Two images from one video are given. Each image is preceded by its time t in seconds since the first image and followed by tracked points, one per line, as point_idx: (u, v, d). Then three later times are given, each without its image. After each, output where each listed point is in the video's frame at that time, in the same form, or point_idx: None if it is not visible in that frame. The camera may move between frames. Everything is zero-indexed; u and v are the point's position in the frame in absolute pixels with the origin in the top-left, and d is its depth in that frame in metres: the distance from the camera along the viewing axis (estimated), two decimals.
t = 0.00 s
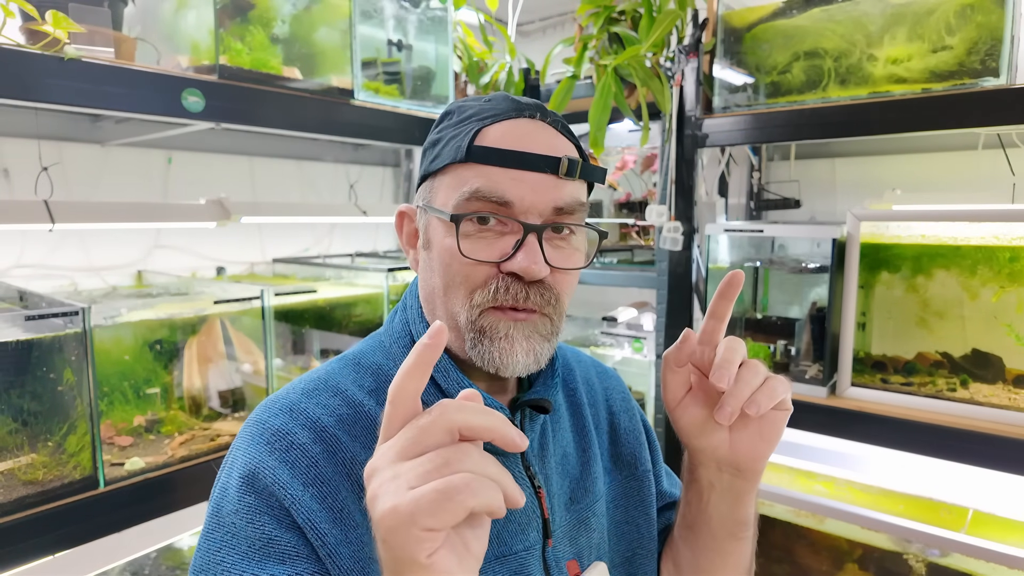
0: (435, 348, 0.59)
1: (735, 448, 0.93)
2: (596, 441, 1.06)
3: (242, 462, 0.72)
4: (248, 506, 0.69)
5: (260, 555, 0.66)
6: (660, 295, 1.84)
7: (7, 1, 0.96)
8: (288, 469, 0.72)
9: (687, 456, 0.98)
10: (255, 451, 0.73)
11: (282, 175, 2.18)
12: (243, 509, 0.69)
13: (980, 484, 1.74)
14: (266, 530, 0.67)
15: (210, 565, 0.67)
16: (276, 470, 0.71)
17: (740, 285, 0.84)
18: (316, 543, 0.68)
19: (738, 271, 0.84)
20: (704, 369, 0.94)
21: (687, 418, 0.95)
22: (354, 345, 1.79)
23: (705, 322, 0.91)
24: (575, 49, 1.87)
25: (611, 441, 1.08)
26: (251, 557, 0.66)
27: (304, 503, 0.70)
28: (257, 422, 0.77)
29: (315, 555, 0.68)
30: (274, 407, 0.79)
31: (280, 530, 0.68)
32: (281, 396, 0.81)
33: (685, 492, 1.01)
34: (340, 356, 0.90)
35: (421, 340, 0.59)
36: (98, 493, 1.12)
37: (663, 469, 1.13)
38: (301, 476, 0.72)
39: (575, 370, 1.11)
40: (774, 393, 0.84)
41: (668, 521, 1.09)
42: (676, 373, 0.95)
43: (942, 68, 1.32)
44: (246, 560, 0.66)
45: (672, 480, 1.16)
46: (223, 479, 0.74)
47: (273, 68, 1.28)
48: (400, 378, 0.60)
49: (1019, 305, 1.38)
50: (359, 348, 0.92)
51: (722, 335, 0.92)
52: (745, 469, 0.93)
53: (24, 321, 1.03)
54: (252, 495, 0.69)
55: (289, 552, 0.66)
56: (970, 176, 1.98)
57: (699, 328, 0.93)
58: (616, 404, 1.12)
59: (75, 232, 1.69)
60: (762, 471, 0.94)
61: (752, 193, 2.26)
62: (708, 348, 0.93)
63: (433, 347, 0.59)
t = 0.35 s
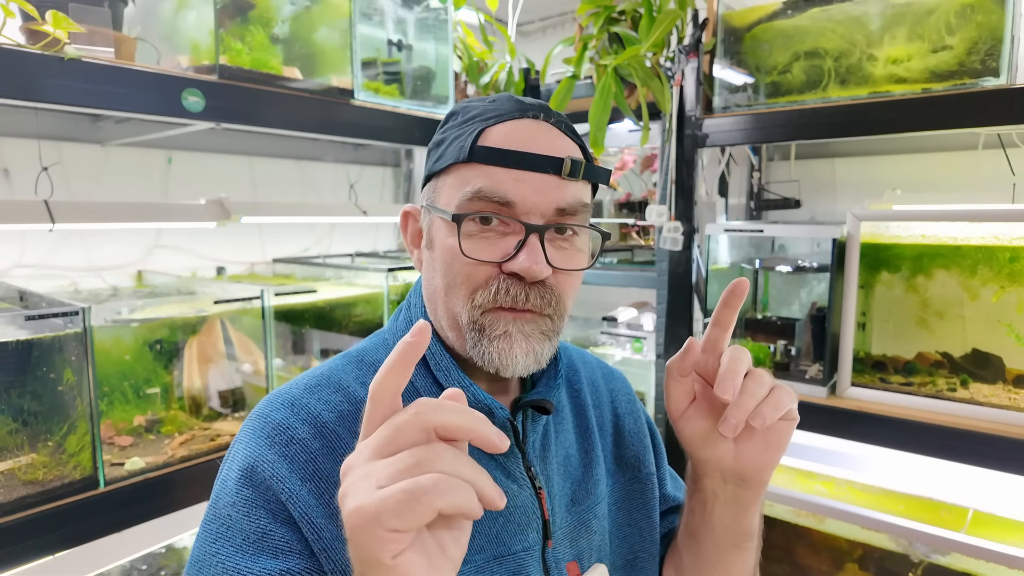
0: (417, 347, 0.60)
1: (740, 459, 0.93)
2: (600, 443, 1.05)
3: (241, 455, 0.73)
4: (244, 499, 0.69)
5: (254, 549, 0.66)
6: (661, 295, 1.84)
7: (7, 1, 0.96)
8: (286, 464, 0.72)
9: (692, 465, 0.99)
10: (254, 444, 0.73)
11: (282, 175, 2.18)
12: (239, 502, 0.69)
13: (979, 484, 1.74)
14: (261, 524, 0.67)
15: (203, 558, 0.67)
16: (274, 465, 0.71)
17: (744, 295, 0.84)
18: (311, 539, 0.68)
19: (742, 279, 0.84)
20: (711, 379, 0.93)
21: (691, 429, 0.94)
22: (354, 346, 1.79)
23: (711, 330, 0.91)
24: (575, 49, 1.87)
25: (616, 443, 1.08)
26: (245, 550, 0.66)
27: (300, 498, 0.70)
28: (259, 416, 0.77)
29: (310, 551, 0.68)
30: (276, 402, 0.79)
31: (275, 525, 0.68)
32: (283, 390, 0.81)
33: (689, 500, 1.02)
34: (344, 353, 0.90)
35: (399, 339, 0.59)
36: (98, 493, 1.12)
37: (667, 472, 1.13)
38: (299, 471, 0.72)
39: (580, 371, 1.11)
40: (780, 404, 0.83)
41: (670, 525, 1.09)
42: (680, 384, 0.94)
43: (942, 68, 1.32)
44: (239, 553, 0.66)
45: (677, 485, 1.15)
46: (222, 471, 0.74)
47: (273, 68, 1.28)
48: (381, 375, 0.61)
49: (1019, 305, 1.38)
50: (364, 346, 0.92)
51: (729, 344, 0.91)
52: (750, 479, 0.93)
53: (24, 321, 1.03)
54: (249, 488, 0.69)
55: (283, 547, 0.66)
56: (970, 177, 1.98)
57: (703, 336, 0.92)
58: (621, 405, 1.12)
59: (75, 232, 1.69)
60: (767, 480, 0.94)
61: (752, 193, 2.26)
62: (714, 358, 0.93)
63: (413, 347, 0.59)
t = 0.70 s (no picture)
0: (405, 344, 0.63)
1: (753, 477, 0.92)
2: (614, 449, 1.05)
3: (251, 442, 0.74)
4: (250, 485, 0.71)
5: (257, 533, 0.68)
6: (660, 296, 1.83)
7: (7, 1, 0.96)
8: (293, 453, 0.73)
9: (704, 482, 0.98)
10: (264, 432, 0.74)
11: (282, 175, 2.18)
12: (246, 486, 0.71)
13: (979, 484, 1.75)
14: (265, 509, 0.69)
15: (211, 537, 0.70)
16: (280, 453, 0.72)
17: (758, 302, 0.84)
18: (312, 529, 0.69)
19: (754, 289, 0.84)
20: (721, 392, 0.93)
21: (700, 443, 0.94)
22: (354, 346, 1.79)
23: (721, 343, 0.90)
24: (575, 49, 1.87)
25: (631, 451, 1.08)
26: (248, 534, 0.68)
27: (303, 488, 0.71)
28: (270, 405, 0.78)
29: (310, 539, 0.69)
30: (288, 391, 0.80)
31: (278, 511, 0.70)
32: (296, 381, 0.82)
33: (700, 518, 1.01)
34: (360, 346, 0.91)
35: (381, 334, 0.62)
36: (98, 493, 1.12)
37: (683, 482, 1.12)
38: (304, 461, 0.73)
39: (599, 377, 1.11)
40: (794, 419, 0.82)
41: (684, 540, 1.08)
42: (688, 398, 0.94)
43: (942, 68, 1.32)
44: (243, 536, 0.68)
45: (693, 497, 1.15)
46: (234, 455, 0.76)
47: (273, 68, 1.28)
48: (367, 368, 0.64)
49: (1018, 305, 1.38)
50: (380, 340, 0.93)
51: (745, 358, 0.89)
52: (762, 498, 0.92)
53: (24, 321, 1.03)
54: (255, 474, 0.71)
55: (284, 533, 0.68)
56: (970, 177, 1.98)
57: (714, 349, 0.92)
58: (640, 412, 1.11)
59: (75, 232, 1.69)
60: (780, 500, 0.92)
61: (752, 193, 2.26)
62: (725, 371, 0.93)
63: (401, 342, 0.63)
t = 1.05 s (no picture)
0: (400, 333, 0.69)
1: (758, 496, 0.91)
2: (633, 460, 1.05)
3: (270, 426, 0.83)
4: (264, 465, 0.80)
5: (266, 510, 0.77)
6: (661, 296, 1.85)
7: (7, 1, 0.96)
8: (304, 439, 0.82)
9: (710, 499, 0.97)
10: (282, 418, 0.83)
11: (282, 175, 2.18)
12: (260, 466, 0.80)
13: (979, 484, 1.75)
14: (274, 489, 0.78)
15: (228, 509, 0.79)
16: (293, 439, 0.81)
17: (758, 312, 0.84)
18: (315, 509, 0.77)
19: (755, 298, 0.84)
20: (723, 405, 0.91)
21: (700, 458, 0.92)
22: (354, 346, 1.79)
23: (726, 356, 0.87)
24: (575, 49, 1.87)
25: (651, 464, 1.07)
26: (259, 510, 0.77)
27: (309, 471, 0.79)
28: (289, 391, 0.88)
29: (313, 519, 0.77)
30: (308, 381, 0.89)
31: (286, 491, 0.78)
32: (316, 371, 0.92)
33: (710, 536, 1.01)
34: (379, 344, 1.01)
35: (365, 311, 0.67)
36: (97, 493, 1.12)
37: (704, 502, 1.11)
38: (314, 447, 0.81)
39: (624, 387, 1.11)
40: (796, 428, 0.80)
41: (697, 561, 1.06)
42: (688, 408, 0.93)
43: (942, 67, 1.32)
44: (254, 511, 0.77)
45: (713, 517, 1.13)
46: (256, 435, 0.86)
47: (273, 68, 1.28)
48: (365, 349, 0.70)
49: (1019, 305, 1.38)
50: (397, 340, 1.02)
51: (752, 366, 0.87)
52: (769, 518, 0.91)
53: (24, 321, 1.03)
54: (270, 456, 0.80)
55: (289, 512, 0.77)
56: (970, 177, 1.98)
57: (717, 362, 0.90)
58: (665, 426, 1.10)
59: (75, 232, 1.69)
60: (788, 522, 0.90)
61: (752, 194, 2.25)
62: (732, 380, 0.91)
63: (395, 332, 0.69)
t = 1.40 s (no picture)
0: (354, 322, 0.74)
1: (765, 515, 0.87)
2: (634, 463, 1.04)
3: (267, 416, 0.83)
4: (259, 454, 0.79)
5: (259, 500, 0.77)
6: (650, 292, 1.85)
7: None
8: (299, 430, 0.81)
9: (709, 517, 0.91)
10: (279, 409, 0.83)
11: (270, 172, 2.17)
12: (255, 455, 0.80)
13: (963, 477, 1.78)
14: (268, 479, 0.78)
15: (224, 497, 0.80)
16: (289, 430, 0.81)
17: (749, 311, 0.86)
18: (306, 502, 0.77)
19: (775, 298, 0.88)
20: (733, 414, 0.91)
21: (718, 475, 0.87)
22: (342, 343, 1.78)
23: (721, 363, 0.92)
24: (564, 46, 1.87)
25: (653, 467, 1.06)
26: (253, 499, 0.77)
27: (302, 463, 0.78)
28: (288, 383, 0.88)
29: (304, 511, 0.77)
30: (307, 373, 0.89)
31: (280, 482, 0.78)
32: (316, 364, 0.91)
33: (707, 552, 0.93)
34: (382, 340, 1.01)
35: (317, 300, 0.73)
36: (84, 494, 1.11)
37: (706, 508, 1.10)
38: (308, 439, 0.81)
39: (628, 387, 1.09)
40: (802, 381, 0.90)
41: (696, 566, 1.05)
42: (705, 424, 0.88)
43: (926, 66, 1.33)
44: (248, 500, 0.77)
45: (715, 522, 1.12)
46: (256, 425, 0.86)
47: (261, 64, 1.27)
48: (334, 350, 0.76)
49: (1001, 302, 1.40)
50: (399, 335, 1.02)
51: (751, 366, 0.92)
52: (774, 536, 0.87)
53: (6, 320, 1.01)
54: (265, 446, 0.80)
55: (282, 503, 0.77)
56: (954, 174, 2.01)
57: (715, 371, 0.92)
58: (670, 428, 1.09)
59: (59, 230, 1.67)
60: (792, 542, 0.87)
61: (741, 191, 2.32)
62: (734, 390, 0.92)
63: (352, 323, 0.74)
